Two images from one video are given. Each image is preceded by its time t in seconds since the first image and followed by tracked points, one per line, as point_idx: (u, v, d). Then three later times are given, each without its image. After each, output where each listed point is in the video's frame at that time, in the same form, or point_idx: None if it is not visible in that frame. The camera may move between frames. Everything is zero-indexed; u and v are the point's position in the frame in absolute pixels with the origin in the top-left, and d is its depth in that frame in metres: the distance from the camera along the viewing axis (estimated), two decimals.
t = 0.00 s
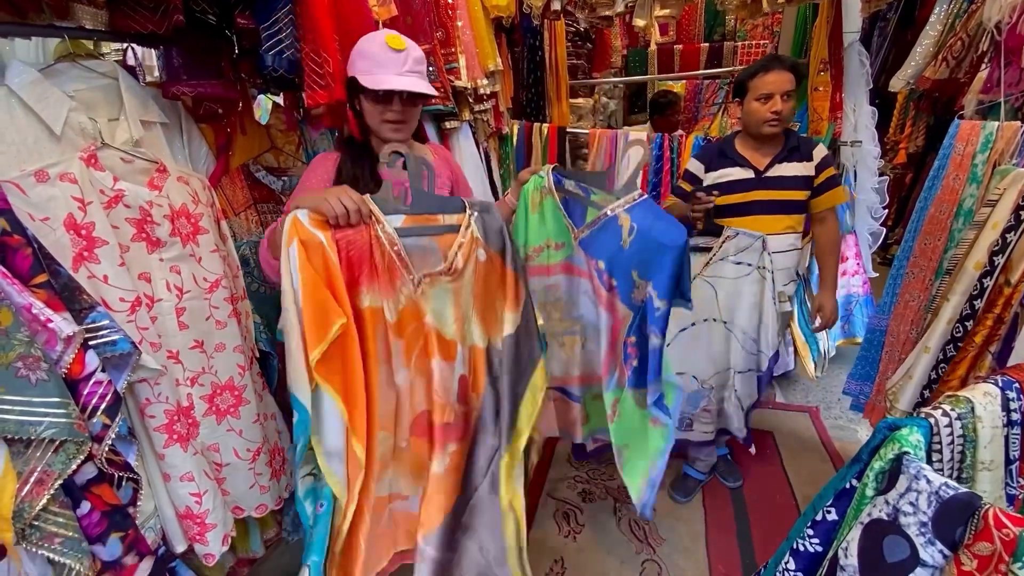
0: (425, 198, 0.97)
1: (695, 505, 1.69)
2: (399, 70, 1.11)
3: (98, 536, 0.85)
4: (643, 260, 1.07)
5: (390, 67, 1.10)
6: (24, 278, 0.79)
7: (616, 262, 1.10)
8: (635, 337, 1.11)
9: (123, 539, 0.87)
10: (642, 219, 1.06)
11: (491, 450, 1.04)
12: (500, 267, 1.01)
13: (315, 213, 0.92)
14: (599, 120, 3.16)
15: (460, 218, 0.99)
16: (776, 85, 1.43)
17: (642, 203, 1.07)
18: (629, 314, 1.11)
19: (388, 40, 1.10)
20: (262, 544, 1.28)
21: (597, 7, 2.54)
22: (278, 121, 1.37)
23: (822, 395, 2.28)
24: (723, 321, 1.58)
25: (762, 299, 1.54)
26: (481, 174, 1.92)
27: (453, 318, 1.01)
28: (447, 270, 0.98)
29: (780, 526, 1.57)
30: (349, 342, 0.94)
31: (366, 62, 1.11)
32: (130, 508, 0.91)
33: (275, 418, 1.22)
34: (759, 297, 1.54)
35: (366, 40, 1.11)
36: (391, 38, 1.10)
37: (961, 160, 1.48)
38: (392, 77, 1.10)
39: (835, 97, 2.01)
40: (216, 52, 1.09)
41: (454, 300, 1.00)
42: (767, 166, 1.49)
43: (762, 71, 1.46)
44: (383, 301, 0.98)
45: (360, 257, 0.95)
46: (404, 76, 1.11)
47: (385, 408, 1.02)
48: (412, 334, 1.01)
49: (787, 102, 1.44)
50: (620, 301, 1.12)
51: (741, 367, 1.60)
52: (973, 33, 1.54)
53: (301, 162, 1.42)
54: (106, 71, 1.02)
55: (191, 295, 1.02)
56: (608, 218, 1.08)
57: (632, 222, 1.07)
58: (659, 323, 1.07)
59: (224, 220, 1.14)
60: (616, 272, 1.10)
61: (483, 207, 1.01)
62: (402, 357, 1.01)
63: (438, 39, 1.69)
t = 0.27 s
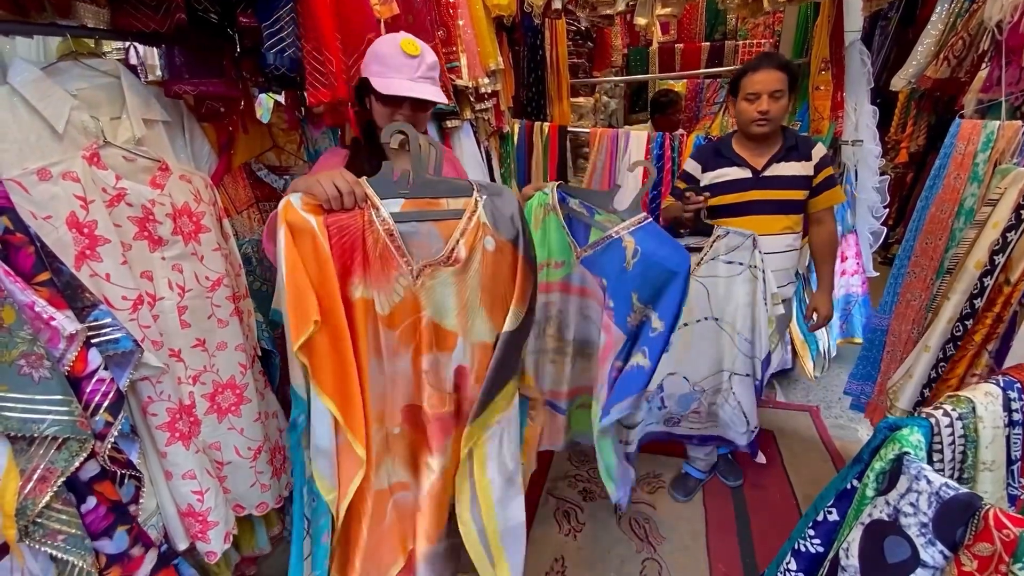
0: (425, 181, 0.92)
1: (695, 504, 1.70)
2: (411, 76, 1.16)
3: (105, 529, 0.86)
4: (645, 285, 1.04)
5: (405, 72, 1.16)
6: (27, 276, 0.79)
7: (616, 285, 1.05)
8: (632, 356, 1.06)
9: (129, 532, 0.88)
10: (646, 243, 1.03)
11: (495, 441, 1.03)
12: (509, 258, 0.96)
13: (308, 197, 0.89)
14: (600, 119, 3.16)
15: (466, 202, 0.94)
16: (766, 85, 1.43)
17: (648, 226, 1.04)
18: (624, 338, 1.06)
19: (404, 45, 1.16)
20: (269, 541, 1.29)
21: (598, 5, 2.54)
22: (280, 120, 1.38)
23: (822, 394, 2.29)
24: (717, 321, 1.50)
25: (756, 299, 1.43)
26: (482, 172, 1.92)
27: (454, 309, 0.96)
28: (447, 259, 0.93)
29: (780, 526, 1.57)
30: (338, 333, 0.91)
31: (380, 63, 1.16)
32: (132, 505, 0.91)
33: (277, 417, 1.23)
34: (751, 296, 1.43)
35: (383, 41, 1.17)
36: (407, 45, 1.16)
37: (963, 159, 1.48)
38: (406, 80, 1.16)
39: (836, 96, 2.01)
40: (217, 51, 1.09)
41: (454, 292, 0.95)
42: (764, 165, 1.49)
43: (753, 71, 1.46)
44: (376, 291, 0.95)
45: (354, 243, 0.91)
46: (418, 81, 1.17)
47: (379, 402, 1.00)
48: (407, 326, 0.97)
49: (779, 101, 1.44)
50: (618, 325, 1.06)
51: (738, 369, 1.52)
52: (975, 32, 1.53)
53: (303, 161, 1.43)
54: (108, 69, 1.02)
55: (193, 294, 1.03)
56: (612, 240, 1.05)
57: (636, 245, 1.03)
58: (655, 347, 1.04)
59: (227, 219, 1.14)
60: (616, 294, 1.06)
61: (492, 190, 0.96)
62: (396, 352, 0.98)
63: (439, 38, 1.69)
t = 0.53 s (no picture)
0: (438, 180, 0.92)
1: (695, 503, 1.70)
2: (425, 75, 1.08)
3: (107, 526, 0.86)
4: (655, 298, 1.02)
5: (418, 70, 1.07)
6: (28, 275, 0.79)
7: (626, 296, 1.05)
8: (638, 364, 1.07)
9: (132, 528, 0.89)
10: (654, 255, 1.00)
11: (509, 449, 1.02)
12: (520, 258, 0.97)
13: (319, 197, 0.87)
14: (600, 118, 3.15)
15: (477, 202, 0.95)
16: (755, 82, 1.43)
17: (658, 238, 1.00)
18: (633, 348, 1.06)
19: (419, 44, 1.08)
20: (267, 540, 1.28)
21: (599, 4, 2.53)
22: (282, 119, 1.35)
23: (822, 393, 2.29)
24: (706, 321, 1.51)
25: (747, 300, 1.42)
26: (483, 172, 1.92)
27: (463, 316, 0.96)
28: (458, 262, 0.93)
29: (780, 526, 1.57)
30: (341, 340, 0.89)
31: (394, 62, 1.08)
32: (132, 504, 0.91)
33: (278, 417, 1.23)
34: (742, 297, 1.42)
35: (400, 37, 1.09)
36: (423, 44, 1.08)
37: (962, 158, 1.48)
38: (417, 79, 1.07)
39: (837, 95, 2.01)
40: (218, 49, 1.09)
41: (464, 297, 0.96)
42: (760, 164, 1.49)
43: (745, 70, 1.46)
44: (382, 295, 0.93)
45: (363, 245, 0.90)
46: (431, 80, 1.08)
47: (381, 412, 0.98)
48: (416, 336, 0.96)
49: (770, 99, 1.44)
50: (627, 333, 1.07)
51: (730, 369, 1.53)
52: (976, 31, 1.53)
53: (304, 160, 1.42)
54: (110, 68, 1.03)
55: (194, 293, 1.03)
56: (620, 253, 1.02)
57: (644, 258, 1.01)
58: (666, 359, 1.04)
59: (233, 218, 1.14)
60: (626, 305, 1.05)
61: (504, 190, 0.97)
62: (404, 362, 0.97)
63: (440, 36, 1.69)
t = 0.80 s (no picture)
0: (455, 174, 0.96)
1: (695, 502, 1.70)
2: (445, 72, 1.01)
3: (108, 525, 0.86)
4: (667, 311, 1.09)
5: (438, 67, 1.01)
6: (30, 274, 0.80)
7: (640, 306, 1.12)
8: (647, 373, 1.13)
9: (132, 527, 0.89)
10: (671, 267, 1.07)
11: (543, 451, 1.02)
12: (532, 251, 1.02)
13: (346, 198, 0.91)
14: (601, 117, 3.15)
15: (489, 194, 0.99)
16: (746, 82, 1.45)
17: (676, 250, 1.08)
18: (644, 361, 1.14)
19: (441, 40, 1.01)
20: (266, 540, 1.28)
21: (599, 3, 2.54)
22: (282, 118, 1.35)
23: (822, 393, 2.29)
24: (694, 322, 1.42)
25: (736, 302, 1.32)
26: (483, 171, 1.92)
27: (481, 305, 1.00)
28: (473, 251, 0.98)
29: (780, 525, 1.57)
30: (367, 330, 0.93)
31: (415, 58, 1.02)
32: (133, 503, 0.92)
33: (281, 416, 1.23)
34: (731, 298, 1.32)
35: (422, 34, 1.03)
36: (446, 40, 1.02)
37: (962, 157, 1.48)
38: (437, 77, 1.00)
39: (837, 94, 2.01)
40: (218, 48, 1.09)
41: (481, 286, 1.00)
42: (752, 163, 1.50)
43: (736, 70, 1.48)
44: (405, 288, 0.98)
45: (386, 241, 0.95)
46: (450, 78, 1.01)
47: (408, 400, 1.02)
48: (436, 326, 1.00)
49: (761, 99, 1.45)
50: (638, 346, 1.15)
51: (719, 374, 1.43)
52: (975, 31, 1.53)
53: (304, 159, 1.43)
54: (111, 67, 1.03)
55: (196, 292, 1.03)
56: (637, 262, 1.10)
57: (662, 269, 1.08)
58: (678, 374, 1.09)
59: (233, 217, 1.15)
60: (639, 315, 1.12)
61: (514, 180, 1.02)
62: (423, 351, 1.01)
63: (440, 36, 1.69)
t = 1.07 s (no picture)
0: (455, 176, 1.01)
1: (694, 502, 1.70)
2: (469, 68, 1.07)
3: (107, 525, 0.86)
4: (685, 309, 1.22)
5: (464, 64, 1.07)
6: (29, 273, 0.80)
7: (660, 307, 1.23)
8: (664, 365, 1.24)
9: (131, 527, 0.89)
10: (692, 266, 1.20)
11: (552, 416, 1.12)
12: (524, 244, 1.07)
13: (359, 201, 0.99)
14: (600, 117, 3.14)
15: (488, 192, 1.04)
16: (740, 83, 1.45)
17: (695, 250, 1.21)
18: (662, 364, 1.24)
19: (466, 35, 1.07)
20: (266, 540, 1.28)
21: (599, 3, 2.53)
22: (281, 117, 1.34)
23: (822, 392, 2.29)
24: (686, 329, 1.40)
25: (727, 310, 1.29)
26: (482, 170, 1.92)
27: (489, 293, 1.04)
28: (476, 246, 1.03)
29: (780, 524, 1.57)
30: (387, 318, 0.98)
31: (439, 54, 1.07)
32: (133, 503, 0.91)
33: (282, 414, 1.23)
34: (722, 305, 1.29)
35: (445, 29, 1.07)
36: (470, 36, 1.07)
37: (963, 156, 1.47)
38: (461, 73, 1.06)
39: (837, 93, 2.00)
40: (217, 48, 1.09)
41: (486, 275, 1.04)
42: (746, 165, 1.50)
43: (731, 71, 1.48)
44: (417, 280, 1.03)
45: (398, 239, 1.01)
46: (475, 74, 1.07)
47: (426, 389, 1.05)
48: (447, 314, 1.03)
49: (754, 100, 1.45)
50: (656, 348, 1.25)
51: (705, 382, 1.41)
52: (976, 30, 1.53)
53: (303, 158, 1.42)
54: (110, 66, 1.03)
55: (195, 291, 1.03)
56: (658, 262, 1.22)
57: (682, 268, 1.21)
58: (693, 374, 1.21)
59: (229, 217, 1.15)
60: (658, 315, 1.24)
61: (510, 179, 1.06)
62: (437, 337, 1.04)
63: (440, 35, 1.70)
